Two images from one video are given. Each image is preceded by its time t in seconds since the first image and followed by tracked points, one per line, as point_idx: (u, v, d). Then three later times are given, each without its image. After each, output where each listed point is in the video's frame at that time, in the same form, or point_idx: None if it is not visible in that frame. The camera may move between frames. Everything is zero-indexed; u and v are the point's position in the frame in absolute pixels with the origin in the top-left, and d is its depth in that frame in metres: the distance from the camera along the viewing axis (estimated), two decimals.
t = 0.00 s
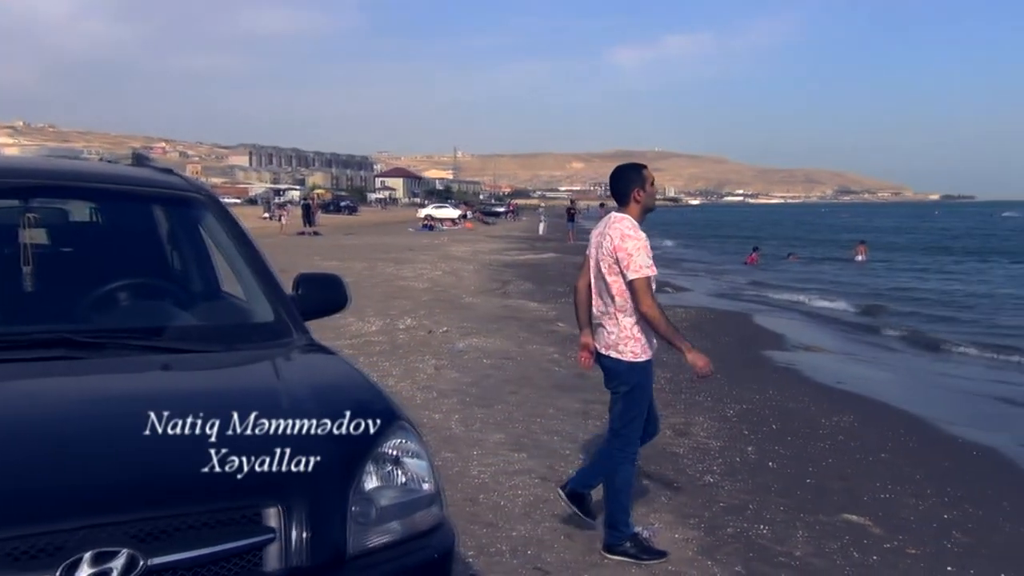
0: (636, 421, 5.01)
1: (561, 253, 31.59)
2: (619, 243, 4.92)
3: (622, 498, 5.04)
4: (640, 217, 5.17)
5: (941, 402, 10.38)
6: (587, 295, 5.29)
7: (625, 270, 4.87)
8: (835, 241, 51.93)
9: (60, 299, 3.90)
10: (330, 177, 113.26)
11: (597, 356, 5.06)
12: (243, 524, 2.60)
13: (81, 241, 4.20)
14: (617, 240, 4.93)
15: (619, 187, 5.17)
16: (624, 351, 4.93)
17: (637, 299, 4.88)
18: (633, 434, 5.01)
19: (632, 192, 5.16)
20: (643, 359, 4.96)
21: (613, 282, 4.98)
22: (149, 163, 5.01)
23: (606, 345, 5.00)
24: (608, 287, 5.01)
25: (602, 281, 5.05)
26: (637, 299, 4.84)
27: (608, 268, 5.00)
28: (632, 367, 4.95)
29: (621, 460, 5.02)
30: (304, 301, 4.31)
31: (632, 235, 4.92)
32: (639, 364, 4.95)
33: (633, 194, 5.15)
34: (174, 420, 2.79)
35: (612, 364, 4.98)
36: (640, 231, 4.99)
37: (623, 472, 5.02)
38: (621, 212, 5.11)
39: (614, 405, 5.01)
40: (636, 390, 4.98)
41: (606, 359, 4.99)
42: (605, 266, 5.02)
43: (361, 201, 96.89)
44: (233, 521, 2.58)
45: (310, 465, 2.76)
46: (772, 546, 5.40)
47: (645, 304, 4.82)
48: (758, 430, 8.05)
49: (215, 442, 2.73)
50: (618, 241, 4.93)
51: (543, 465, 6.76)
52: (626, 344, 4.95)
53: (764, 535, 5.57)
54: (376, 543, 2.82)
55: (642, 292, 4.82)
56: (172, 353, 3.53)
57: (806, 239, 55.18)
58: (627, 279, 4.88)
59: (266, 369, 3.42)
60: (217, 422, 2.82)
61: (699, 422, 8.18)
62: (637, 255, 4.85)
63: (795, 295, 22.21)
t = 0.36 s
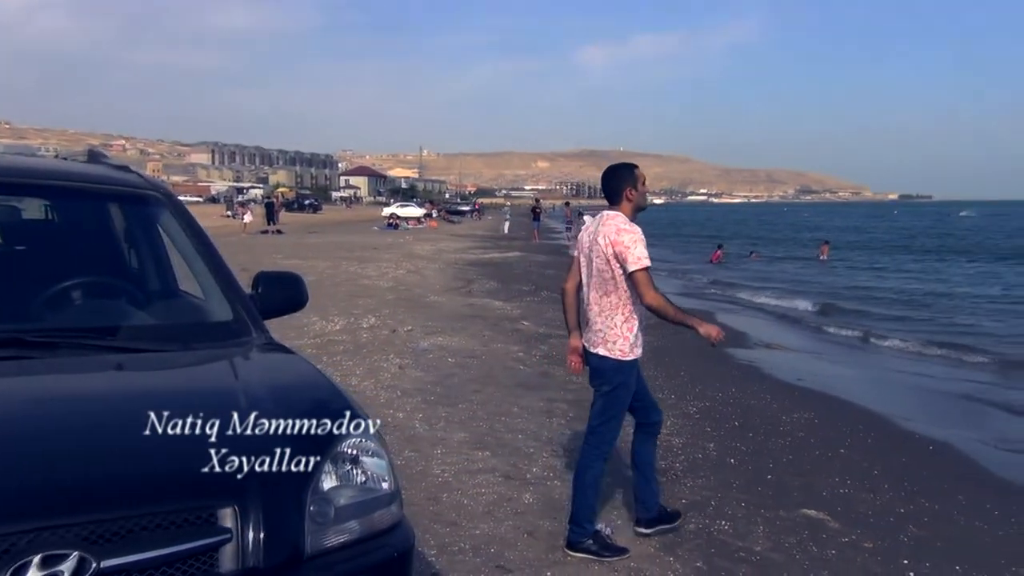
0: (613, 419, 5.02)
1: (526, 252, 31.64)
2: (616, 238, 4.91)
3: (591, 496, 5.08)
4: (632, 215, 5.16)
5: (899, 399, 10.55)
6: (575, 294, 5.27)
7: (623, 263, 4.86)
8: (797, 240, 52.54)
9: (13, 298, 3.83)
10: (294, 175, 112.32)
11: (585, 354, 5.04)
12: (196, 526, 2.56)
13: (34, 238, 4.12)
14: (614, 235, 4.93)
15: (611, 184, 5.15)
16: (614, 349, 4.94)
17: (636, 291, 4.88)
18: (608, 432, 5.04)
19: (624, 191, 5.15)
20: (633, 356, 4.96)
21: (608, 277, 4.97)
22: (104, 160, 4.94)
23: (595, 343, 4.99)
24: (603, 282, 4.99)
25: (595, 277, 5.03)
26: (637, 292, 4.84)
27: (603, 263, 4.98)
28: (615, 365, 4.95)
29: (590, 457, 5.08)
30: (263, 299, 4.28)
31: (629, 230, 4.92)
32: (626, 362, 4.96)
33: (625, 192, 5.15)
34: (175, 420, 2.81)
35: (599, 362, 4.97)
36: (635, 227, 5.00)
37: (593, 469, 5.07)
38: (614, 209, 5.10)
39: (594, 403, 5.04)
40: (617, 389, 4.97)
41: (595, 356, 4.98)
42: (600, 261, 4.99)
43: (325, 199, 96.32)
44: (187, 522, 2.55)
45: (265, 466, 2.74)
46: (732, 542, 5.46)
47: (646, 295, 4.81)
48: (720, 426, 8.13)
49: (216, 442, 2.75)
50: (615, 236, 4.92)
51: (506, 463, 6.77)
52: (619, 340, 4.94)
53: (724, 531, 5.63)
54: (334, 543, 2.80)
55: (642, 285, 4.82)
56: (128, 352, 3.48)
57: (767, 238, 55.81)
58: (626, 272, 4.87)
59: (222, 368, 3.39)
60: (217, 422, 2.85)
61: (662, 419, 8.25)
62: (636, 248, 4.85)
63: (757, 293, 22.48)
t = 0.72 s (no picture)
0: (600, 422, 5.02)
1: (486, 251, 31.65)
2: (604, 242, 4.98)
3: (563, 493, 5.09)
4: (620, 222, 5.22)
5: (853, 394, 10.73)
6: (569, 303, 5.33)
7: (610, 266, 4.93)
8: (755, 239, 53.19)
9: None
10: (252, 173, 111.17)
11: (579, 357, 5.07)
12: (146, 528, 2.52)
13: None
14: (602, 240, 5.00)
15: (599, 191, 5.22)
16: (609, 352, 4.96)
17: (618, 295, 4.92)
18: (593, 433, 5.03)
19: (612, 198, 5.22)
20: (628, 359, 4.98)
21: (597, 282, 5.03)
22: (53, 157, 4.84)
23: (590, 346, 5.02)
24: (593, 287, 5.05)
25: (587, 282, 5.09)
26: (619, 295, 4.88)
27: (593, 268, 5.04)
28: (610, 369, 4.97)
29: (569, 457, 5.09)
30: (217, 298, 4.23)
31: (617, 234, 4.99)
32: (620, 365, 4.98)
33: (613, 199, 5.21)
34: (174, 420, 2.83)
35: (593, 365, 4.99)
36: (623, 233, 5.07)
37: (568, 466, 5.07)
38: (602, 216, 5.17)
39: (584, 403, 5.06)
40: (608, 391, 4.99)
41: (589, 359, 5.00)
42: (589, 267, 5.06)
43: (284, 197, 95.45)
44: (137, 524, 2.50)
45: (218, 466, 2.70)
46: (689, 536, 5.52)
47: (628, 299, 4.85)
48: (678, 423, 8.21)
49: (215, 441, 2.78)
50: (604, 240, 4.98)
51: (466, 461, 6.77)
52: (613, 344, 4.98)
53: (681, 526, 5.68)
54: (289, 541, 2.78)
55: (626, 288, 4.86)
56: (76, 351, 3.42)
57: (726, 236, 56.44)
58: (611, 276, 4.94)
59: (173, 367, 3.34)
60: (217, 422, 2.87)
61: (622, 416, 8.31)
62: (622, 252, 4.92)
63: (715, 291, 22.75)
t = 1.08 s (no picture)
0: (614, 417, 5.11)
1: (445, 249, 31.55)
2: (588, 237, 5.02)
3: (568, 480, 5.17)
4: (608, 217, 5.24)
5: (808, 391, 10.88)
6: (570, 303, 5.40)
7: (590, 262, 4.96)
8: (713, 237, 53.70)
9: None
10: (208, 170, 109.70)
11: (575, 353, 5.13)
12: (93, 528, 2.48)
13: None
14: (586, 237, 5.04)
15: (586, 187, 5.26)
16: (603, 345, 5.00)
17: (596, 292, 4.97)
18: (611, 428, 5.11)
19: (598, 193, 5.26)
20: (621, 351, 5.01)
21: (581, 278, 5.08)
22: None
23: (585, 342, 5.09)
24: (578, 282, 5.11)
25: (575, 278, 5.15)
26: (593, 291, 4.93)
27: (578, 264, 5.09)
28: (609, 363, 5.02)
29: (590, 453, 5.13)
30: (169, 296, 4.17)
31: (601, 229, 5.01)
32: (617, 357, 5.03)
33: (598, 194, 5.25)
34: (174, 420, 2.86)
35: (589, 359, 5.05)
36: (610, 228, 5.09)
37: (581, 455, 5.14)
38: (589, 212, 5.20)
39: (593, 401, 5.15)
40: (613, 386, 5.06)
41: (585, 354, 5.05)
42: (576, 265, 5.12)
43: (241, 195, 94.32)
44: (84, 525, 2.47)
45: (167, 466, 2.67)
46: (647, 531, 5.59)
47: (596, 296, 4.91)
48: (635, 420, 8.29)
49: (215, 442, 2.84)
50: (587, 235, 5.01)
51: (423, 460, 6.75)
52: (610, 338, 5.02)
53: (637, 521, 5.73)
54: (239, 541, 2.75)
55: (598, 283, 4.91)
56: (20, 350, 3.35)
57: (684, 234, 56.91)
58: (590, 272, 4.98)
59: (121, 366, 3.28)
60: (217, 422, 2.94)
61: (580, 414, 8.36)
62: (601, 248, 4.94)
63: (673, 289, 22.95)
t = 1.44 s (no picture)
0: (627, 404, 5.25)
1: (405, 247, 31.42)
2: (567, 231, 5.08)
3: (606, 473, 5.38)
4: (594, 212, 5.27)
5: (763, 386, 11.03)
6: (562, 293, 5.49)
7: (563, 256, 5.04)
8: (671, 235, 54.17)
9: None
10: (162, 167, 107.88)
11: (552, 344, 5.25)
12: (35, 530, 2.42)
13: None
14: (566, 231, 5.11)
15: (574, 181, 5.29)
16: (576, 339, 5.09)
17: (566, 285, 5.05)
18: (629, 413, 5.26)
19: (586, 188, 5.28)
20: (593, 345, 5.09)
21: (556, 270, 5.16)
22: None
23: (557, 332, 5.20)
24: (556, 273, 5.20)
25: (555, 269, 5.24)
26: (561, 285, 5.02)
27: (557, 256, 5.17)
28: (591, 355, 5.11)
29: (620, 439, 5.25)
30: (117, 294, 4.10)
31: (581, 225, 5.06)
32: (595, 351, 5.10)
33: (586, 189, 5.26)
34: (173, 420, 2.91)
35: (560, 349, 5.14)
36: (593, 223, 5.12)
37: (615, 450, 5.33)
38: (576, 207, 5.24)
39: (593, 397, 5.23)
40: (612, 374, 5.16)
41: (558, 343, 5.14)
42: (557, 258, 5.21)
43: (196, 192, 92.94)
44: (26, 527, 2.41)
45: (115, 465, 2.62)
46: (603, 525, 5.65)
47: (563, 289, 5.00)
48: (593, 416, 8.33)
49: (217, 442, 2.96)
50: (567, 229, 5.07)
51: (381, 458, 6.71)
52: (586, 331, 5.09)
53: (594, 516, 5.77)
54: (188, 542, 2.71)
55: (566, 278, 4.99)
56: None
57: (642, 232, 57.25)
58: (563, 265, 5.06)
59: (66, 366, 3.21)
60: (216, 423, 3.03)
61: (538, 411, 8.39)
62: (577, 244, 5.00)
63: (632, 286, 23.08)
